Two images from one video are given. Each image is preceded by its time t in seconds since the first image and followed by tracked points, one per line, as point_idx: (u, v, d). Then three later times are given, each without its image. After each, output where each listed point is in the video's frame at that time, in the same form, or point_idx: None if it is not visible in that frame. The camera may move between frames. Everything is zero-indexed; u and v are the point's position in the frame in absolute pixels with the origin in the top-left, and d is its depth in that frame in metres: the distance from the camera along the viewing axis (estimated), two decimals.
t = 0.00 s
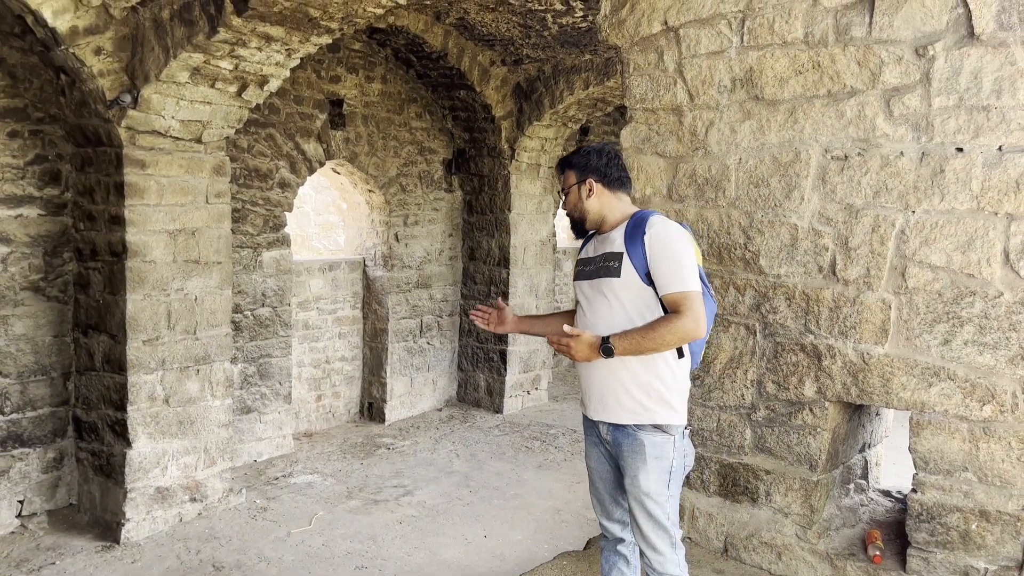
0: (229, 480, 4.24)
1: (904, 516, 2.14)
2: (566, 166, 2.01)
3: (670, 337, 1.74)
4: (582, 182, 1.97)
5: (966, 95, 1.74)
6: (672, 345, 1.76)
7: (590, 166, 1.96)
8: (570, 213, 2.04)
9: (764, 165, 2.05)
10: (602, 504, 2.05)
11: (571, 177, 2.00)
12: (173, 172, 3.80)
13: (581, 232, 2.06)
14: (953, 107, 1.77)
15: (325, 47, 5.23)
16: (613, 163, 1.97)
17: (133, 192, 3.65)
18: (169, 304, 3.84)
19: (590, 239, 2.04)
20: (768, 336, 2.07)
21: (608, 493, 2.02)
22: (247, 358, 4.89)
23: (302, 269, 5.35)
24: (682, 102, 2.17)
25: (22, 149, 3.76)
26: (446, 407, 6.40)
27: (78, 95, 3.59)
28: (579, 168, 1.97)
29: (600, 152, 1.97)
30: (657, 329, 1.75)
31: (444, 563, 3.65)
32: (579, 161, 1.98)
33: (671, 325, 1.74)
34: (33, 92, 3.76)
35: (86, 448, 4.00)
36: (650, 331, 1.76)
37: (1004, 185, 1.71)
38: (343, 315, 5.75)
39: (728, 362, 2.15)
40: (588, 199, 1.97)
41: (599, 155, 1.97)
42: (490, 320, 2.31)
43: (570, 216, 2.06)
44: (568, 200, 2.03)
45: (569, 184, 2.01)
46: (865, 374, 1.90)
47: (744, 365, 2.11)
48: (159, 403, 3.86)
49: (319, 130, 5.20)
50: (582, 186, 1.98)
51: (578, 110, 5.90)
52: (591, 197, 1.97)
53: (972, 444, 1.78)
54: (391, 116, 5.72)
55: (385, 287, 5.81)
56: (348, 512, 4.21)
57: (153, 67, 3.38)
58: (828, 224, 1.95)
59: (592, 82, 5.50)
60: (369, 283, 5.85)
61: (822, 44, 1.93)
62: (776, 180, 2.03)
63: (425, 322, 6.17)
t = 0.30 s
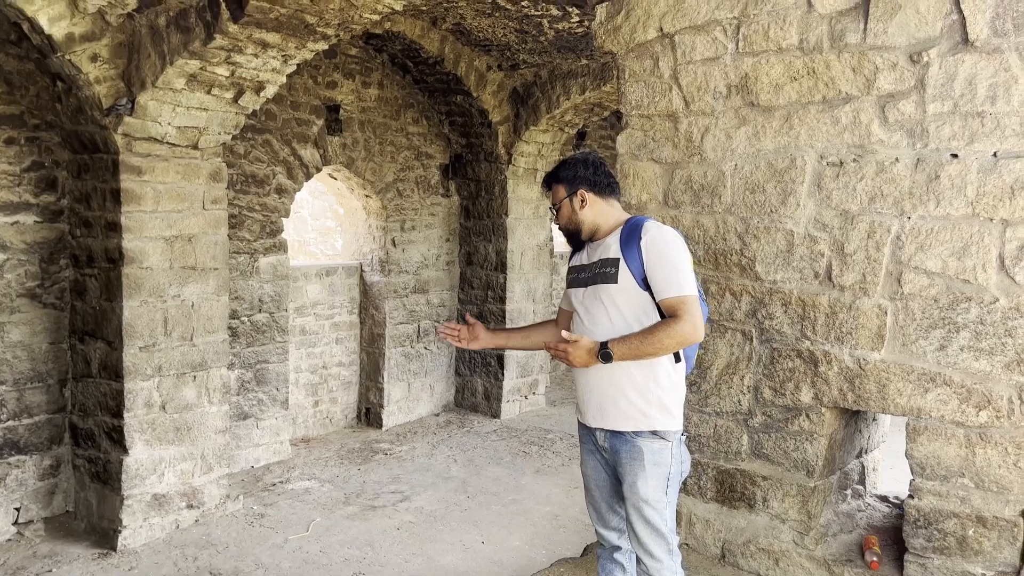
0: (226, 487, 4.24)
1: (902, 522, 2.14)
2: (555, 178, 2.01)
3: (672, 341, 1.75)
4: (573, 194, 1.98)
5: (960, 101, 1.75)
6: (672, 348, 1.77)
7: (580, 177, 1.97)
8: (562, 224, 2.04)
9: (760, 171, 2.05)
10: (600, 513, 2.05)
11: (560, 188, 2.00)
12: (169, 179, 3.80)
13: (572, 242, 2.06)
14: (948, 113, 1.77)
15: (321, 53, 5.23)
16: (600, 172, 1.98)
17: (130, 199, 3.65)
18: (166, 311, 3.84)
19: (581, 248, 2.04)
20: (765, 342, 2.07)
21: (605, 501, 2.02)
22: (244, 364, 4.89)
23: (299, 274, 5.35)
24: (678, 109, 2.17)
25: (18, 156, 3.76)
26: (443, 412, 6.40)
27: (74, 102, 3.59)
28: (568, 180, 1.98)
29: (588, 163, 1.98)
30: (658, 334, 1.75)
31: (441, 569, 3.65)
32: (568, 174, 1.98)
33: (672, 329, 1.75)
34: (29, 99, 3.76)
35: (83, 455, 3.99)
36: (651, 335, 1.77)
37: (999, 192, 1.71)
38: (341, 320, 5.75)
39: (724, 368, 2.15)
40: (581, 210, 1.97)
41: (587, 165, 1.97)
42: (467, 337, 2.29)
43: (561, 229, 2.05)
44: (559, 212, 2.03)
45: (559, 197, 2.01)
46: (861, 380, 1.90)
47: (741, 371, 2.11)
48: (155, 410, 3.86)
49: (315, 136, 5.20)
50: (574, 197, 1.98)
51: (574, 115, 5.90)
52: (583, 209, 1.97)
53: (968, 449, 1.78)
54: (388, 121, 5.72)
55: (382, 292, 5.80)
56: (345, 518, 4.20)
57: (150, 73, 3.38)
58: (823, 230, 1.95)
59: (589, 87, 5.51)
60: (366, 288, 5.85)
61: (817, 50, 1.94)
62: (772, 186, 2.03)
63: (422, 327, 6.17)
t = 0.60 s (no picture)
0: (223, 492, 4.23)
1: (898, 526, 2.14)
2: (557, 183, 2.01)
3: (679, 344, 1.75)
4: (575, 200, 1.98)
5: (954, 105, 1.75)
6: (679, 352, 1.78)
7: (582, 182, 1.97)
8: (561, 229, 2.04)
9: (755, 176, 2.06)
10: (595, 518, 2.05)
11: (562, 194, 2.00)
12: (166, 184, 3.80)
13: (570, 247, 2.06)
14: (941, 118, 1.77)
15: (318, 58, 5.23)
16: (603, 179, 1.99)
17: (126, 204, 3.65)
18: (162, 317, 3.84)
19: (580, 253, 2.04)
20: (760, 346, 2.07)
21: (603, 507, 2.02)
22: (241, 369, 4.89)
23: (295, 279, 5.35)
24: (673, 114, 2.18)
25: (14, 162, 3.76)
26: (441, 416, 6.40)
27: (70, 107, 3.60)
28: (571, 185, 1.97)
29: (590, 169, 1.98)
30: (666, 337, 1.76)
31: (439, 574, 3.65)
32: (570, 180, 1.98)
33: (680, 332, 1.76)
34: (26, 105, 3.76)
35: (79, 461, 3.98)
36: (659, 339, 1.77)
37: (993, 196, 1.72)
38: (338, 325, 5.75)
39: (720, 372, 2.15)
40: (582, 216, 1.98)
41: (590, 171, 1.98)
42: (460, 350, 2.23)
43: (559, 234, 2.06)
44: (559, 217, 2.03)
45: (560, 202, 2.01)
46: (857, 384, 1.91)
47: (737, 375, 2.11)
48: (152, 416, 3.85)
49: (312, 140, 5.20)
50: (575, 202, 1.99)
51: (571, 119, 5.91)
52: (585, 215, 1.98)
53: (964, 453, 1.79)
54: (384, 126, 5.73)
55: (379, 296, 5.81)
56: (343, 523, 4.20)
57: (146, 79, 3.38)
58: (818, 235, 1.96)
59: (585, 91, 5.52)
60: (363, 293, 5.85)
61: (811, 56, 1.94)
62: (767, 191, 2.04)
63: (419, 332, 6.17)
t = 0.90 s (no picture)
0: (210, 495, 4.21)
1: (882, 524, 2.16)
2: (575, 174, 2.00)
3: (686, 342, 1.77)
4: (591, 192, 1.98)
5: (936, 106, 1.77)
6: (684, 351, 1.79)
7: (600, 176, 1.97)
8: (573, 221, 2.03)
9: (740, 176, 2.07)
10: (583, 518, 2.04)
11: (580, 185, 1.99)
12: (151, 186, 3.79)
13: (579, 241, 2.06)
14: (924, 119, 1.79)
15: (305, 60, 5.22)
16: (621, 176, 1.99)
17: (112, 206, 3.63)
18: (148, 319, 3.82)
19: (589, 248, 2.04)
20: (745, 345, 2.08)
21: (594, 507, 2.02)
22: (228, 372, 4.87)
23: (283, 281, 5.33)
24: (659, 115, 2.19)
25: None
26: (430, 419, 6.39)
27: (55, 109, 3.58)
28: (590, 177, 1.97)
29: (609, 165, 1.99)
30: (674, 333, 1.78)
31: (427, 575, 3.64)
32: (588, 172, 1.98)
33: (687, 331, 1.77)
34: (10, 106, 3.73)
35: (64, 465, 3.95)
36: (666, 334, 1.79)
37: (975, 196, 1.74)
38: (326, 327, 5.73)
39: (707, 371, 2.15)
40: (596, 209, 1.97)
41: (609, 167, 1.99)
42: (471, 344, 2.19)
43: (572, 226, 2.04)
44: (572, 208, 2.03)
45: (575, 192, 2.00)
46: (841, 383, 1.92)
47: (723, 375, 2.12)
48: (138, 419, 3.83)
49: (300, 142, 5.19)
50: (590, 195, 1.98)
51: (559, 121, 5.92)
52: (598, 208, 1.97)
53: (947, 451, 1.80)
54: (372, 128, 5.72)
55: (367, 298, 5.81)
56: (331, 526, 4.18)
57: (131, 80, 3.37)
58: (802, 235, 1.97)
59: (573, 94, 5.54)
60: (351, 295, 5.84)
61: (796, 57, 1.95)
62: (752, 191, 2.05)
63: (408, 334, 6.16)
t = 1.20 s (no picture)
0: (200, 499, 4.19)
1: (873, 524, 2.17)
2: (602, 175, 1.97)
3: (706, 359, 1.77)
4: (617, 195, 1.94)
5: (924, 107, 1.78)
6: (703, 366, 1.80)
7: (627, 180, 1.94)
8: (595, 222, 2.00)
9: (731, 177, 2.08)
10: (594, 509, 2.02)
11: (606, 187, 1.96)
12: (140, 188, 3.77)
13: (601, 242, 2.03)
14: (912, 120, 1.80)
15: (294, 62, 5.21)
16: (648, 180, 1.96)
17: (100, 208, 3.61)
18: (137, 322, 3.80)
19: (610, 251, 2.01)
20: (736, 346, 2.08)
21: (607, 499, 2.00)
22: (218, 375, 4.85)
23: (273, 283, 5.32)
24: (649, 116, 2.19)
25: None
26: (421, 421, 6.37)
27: (42, 111, 3.55)
28: (617, 180, 1.94)
29: (638, 168, 1.95)
30: (695, 350, 1.77)
31: None
32: (616, 174, 1.95)
33: (706, 348, 1.77)
34: None
35: (52, 469, 3.92)
36: (687, 351, 1.78)
37: (962, 197, 1.75)
38: (316, 329, 5.71)
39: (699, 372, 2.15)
40: (620, 213, 1.94)
41: (638, 171, 1.95)
42: (503, 341, 2.15)
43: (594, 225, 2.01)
44: (596, 209, 1.99)
45: (601, 194, 1.97)
46: (831, 383, 1.93)
47: (714, 376, 2.12)
48: (127, 423, 3.81)
49: (289, 144, 5.18)
50: (616, 198, 1.95)
51: (549, 123, 5.93)
52: (623, 212, 1.94)
53: (936, 450, 1.81)
54: (362, 129, 5.71)
55: (358, 300, 5.79)
56: (322, 528, 4.17)
57: (120, 82, 3.36)
58: (792, 236, 1.98)
59: (563, 95, 5.55)
60: (342, 297, 5.82)
61: (785, 58, 1.96)
62: (742, 192, 2.05)
63: (399, 336, 6.15)
